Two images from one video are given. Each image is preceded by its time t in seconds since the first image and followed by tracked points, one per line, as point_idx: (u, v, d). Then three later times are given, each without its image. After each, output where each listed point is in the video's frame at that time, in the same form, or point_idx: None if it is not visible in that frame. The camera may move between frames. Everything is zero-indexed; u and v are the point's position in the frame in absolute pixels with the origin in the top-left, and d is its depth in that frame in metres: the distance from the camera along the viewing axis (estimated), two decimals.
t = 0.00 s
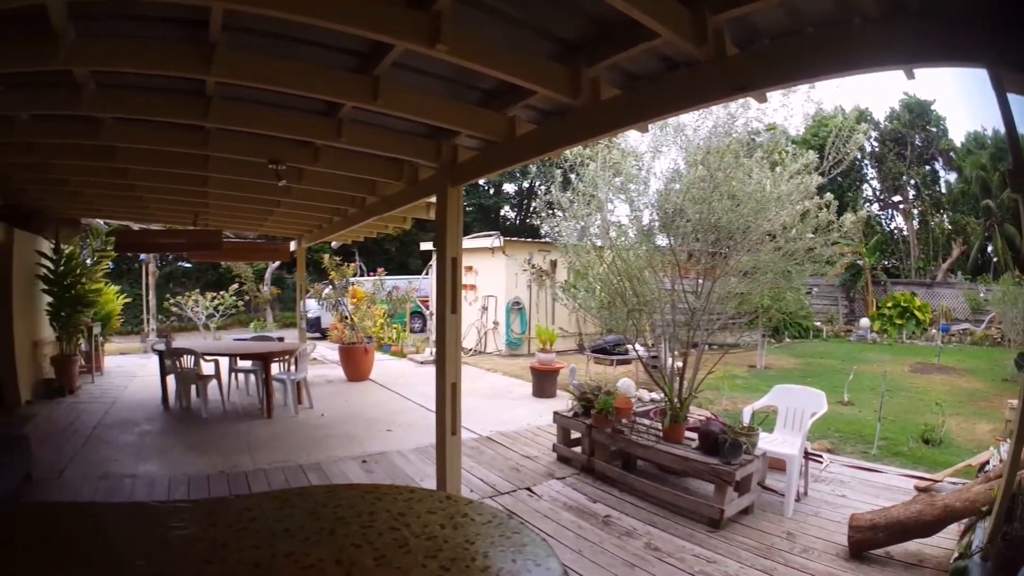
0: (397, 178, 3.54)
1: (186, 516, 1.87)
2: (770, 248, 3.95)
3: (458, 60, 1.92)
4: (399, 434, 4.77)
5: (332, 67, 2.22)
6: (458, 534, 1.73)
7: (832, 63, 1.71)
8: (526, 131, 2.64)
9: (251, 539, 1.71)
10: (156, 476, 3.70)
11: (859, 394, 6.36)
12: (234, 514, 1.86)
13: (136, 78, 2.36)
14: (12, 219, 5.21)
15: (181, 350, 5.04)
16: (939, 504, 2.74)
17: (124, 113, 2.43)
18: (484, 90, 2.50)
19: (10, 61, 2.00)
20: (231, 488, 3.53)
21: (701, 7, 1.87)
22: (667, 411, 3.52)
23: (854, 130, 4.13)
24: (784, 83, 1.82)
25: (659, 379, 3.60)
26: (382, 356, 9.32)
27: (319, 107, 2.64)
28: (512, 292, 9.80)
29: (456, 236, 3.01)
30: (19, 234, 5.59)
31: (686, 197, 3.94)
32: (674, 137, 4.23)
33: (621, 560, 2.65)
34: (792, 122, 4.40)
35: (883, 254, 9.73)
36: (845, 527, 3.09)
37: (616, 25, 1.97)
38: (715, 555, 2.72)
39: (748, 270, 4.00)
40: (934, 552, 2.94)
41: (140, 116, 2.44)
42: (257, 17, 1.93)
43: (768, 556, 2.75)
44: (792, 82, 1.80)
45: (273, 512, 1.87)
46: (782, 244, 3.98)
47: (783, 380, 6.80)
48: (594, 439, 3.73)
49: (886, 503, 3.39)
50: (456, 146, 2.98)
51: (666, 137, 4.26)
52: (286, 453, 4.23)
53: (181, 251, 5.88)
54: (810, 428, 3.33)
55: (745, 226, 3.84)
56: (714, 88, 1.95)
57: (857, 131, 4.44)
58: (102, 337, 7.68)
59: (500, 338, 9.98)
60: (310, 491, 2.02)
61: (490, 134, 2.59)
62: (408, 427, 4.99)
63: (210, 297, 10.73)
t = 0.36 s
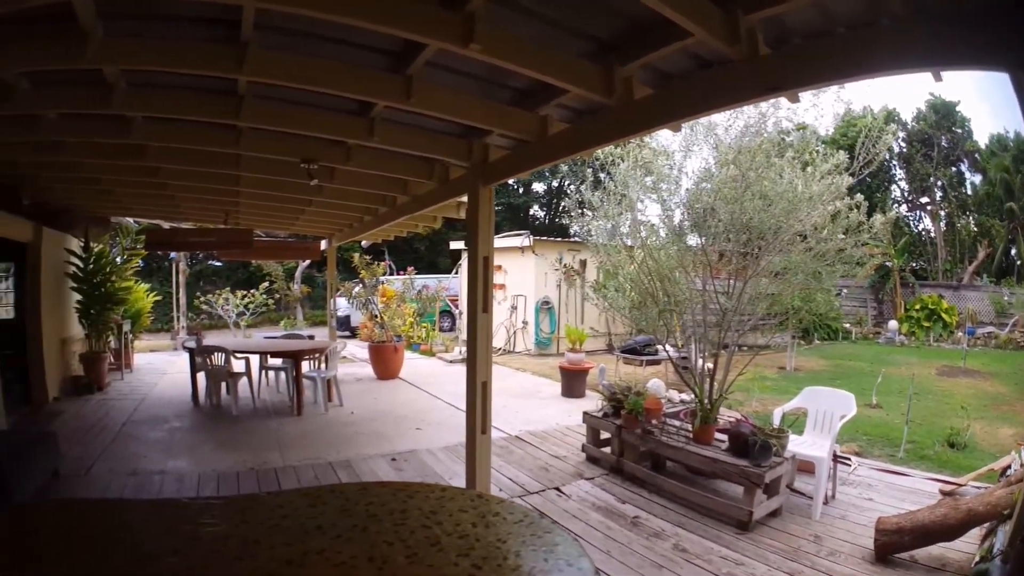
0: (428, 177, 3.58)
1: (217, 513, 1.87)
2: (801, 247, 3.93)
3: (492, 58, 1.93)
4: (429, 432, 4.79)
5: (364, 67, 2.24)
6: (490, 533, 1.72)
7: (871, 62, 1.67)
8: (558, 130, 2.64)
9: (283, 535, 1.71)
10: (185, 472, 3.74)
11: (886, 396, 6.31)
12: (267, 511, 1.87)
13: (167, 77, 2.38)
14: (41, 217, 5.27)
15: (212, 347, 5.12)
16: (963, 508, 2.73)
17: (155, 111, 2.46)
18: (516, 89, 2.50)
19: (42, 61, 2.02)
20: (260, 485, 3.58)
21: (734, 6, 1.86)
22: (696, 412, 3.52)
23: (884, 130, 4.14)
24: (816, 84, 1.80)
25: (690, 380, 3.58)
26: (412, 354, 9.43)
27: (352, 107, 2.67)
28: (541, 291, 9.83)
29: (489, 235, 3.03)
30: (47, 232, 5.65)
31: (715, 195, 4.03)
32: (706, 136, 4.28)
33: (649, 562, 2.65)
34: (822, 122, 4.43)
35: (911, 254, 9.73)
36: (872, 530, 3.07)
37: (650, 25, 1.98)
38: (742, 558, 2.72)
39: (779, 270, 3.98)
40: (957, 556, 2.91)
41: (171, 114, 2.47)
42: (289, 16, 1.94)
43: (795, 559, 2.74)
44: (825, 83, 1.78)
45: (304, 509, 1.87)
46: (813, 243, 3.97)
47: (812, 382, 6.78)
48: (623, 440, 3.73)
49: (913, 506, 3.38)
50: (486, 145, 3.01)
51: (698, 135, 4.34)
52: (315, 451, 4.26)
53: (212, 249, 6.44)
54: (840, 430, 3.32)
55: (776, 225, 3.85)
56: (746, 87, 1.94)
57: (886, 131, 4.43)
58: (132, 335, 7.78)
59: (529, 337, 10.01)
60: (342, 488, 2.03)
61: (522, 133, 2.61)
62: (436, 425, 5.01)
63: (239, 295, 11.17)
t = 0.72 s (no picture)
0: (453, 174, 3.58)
1: (246, 509, 1.88)
2: (827, 244, 3.92)
3: (518, 55, 1.93)
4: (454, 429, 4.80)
5: (389, 64, 2.25)
6: (518, 530, 1.72)
7: (900, 58, 1.65)
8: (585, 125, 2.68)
9: (313, 530, 1.71)
10: (210, 468, 3.78)
11: (908, 395, 6.28)
12: (296, 506, 1.88)
13: (191, 76, 2.40)
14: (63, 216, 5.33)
15: (238, 344, 5.18)
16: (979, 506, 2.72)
17: (180, 110, 2.48)
18: (540, 85, 2.51)
19: (65, 61, 2.03)
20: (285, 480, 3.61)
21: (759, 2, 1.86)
22: (722, 410, 3.51)
23: (906, 126, 4.15)
24: (841, 81, 1.78)
25: (716, 377, 3.56)
26: (436, 351, 9.49)
27: (378, 105, 2.69)
28: (565, 288, 9.85)
29: (515, 232, 3.03)
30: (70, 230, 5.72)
31: (740, 191, 4.04)
32: (731, 133, 4.33)
33: (673, 560, 2.65)
34: (844, 119, 4.46)
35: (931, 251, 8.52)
36: (895, 530, 3.06)
37: (677, 20, 1.97)
38: (767, 556, 2.71)
39: (806, 267, 3.96)
40: (973, 555, 2.90)
41: (199, 112, 2.49)
42: (314, 13, 1.95)
43: (819, 558, 2.73)
44: (850, 80, 1.77)
45: (334, 505, 1.89)
46: (838, 240, 3.96)
47: (835, 380, 6.75)
48: (649, 437, 3.73)
49: (934, 506, 3.36)
50: (512, 142, 3.02)
51: (724, 131, 4.34)
52: (338, 447, 4.29)
53: (235, 247, 5.93)
54: (865, 429, 3.30)
55: (800, 222, 3.85)
56: (772, 83, 1.93)
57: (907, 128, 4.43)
58: (158, 331, 7.87)
59: (553, 334, 10.02)
60: (371, 484, 2.03)
61: (549, 129, 2.61)
62: (461, 422, 5.02)
63: (265, 292, 11.35)
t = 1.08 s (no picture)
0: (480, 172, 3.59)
1: (277, 504, 1.90)
2: (853, 238, 3.90)
3: (543, 51, 1.94)
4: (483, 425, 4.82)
5: (412, 62, 2.26)
6: (547, 526, 1.72)
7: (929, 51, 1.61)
8: (611, 120, 2.68)
9: (344, 526, 1.73)
10: (238, 463, 3.82)
11: (931, 391, 6.21)
12: (327, 502, 1.90)
13: (215, 75, 2.42)
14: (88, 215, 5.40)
15: (266, 340, 5.25)
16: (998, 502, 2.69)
17: (205, 110, 2.50)
18: (565, 81, 2.51)
19: (90, 61, 2.05)
20: (315, 476, 3.66)
21: None
22: (749, 407, 3.50)
23: (930, 119, 4.12)
24: (865, 74, 1.76)
25: (744, 373, 3.57)
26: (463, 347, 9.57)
27: (404, 103, 2.71)
28: (591, 284, 9.86)
29: (541, 228, 3.04)
30: (96, 228, 5.78)
31: (764, 185, 4.05)
32: (756, 127, 4.34)
33: (700, 556, 2.66)
34: (867, 111, 4.43)
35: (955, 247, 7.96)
36: (917, 526, 3.04)
37: (702, 15, 1.96)
38: (792, 553, 2.71)
39: (834, 261, 3.93)
40: (991, 551, 2.88)
41: (225, 112, 2.52)
42: (337, 12, 1.96)
43: (843, 554, 2.72)
44: (875, 73, 1.74)
45: (365, 499, 1.90)
46: (864, 234, 3.93)
47: (860, 376, 6.72)
48: (676, 434, 3.74)
49: (955, 502, 3.34)
50: (538, 138, 3.03)
51: (749, 125, 4.35)
52: (365, 442, 4.33)
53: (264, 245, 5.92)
54: (891, 424, 3.29)
55: (827, 215, 3.79)
56: (797, 77, 1.91)
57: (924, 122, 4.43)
58: (185, 329, 7.96)
59: (578, 330, 10.06)
60: (402, 479, 2.05)
61: (575, 125, 2.62)
62: (487, 418, 5.04)
63: (292, 289, 11.55)
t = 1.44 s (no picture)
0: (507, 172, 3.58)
1: (306, 503, 1.90)
2: (879, 236, 3.87)
3: (569, 50, 1.93)
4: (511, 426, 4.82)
5: (436, 62, 2.26)
6: (576, 526, 1.72)
7: (958, 48, 1.57)
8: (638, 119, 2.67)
9: (374, 525, 1.74)
10: (266, 462, 3.86)
11: (954, 391, 6.14)
12: (356, 501, 1.91)
13: (238, 76, 2.44)
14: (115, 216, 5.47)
15: (295, 340, 5.30)
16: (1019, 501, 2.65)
17: (231, 111, 2.52)
18: (591, 80, 2.50)
19: (116, 63, 2.07)
20: (343, 475, 3.68)
21: None
22: (777, 407, 3.48)
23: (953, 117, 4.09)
24: (890, 73, 1.73)
25: (771, 373, 3.53)
26: (490, 347, 9.59)
27: (430, 103, 2.72)
28: (618, 283, 9.83)
29: (569, 228, 3.04)
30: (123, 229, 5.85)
31: (791, 183, 4.02)
32: (782, 124, 4.30)
33: (726, 558, 2.64)
34: (890, 109, 4.40)
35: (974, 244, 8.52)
36: (939, 527, 3.01)
37: (728, 13, 1.95)
38: (819, 555, 2.69)
39: (861, 259, 3.90)
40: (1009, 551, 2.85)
41: (249, 113, 2.53)
42: (360, 14, 1.96)
43: (868, 556, 2.69)
44: (899, 72, 1.71)
45: (393, 499, 1.91)
46: (890, 232, 3.90)
47: (887, 376, 6.65)
48: (704, 435, 3.72)
49: (975, 501, 3.31)
50: (566, 137, 3.03)
51: (775, 123, 4.31)
52: (393, 442, 4.35)
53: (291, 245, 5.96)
54: (917, 425, 3.26)
55: (855, 213, 3.77)
56: (822, 75, 1.88)
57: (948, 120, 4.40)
58: (213, 329, 8.05)
59: (605, 330, 10.06)
60: (430, 479, 2.06)
61: (602, 124, 2.62)
62: (515, 418, 5.04)
63: (320, 289, 11.71)
